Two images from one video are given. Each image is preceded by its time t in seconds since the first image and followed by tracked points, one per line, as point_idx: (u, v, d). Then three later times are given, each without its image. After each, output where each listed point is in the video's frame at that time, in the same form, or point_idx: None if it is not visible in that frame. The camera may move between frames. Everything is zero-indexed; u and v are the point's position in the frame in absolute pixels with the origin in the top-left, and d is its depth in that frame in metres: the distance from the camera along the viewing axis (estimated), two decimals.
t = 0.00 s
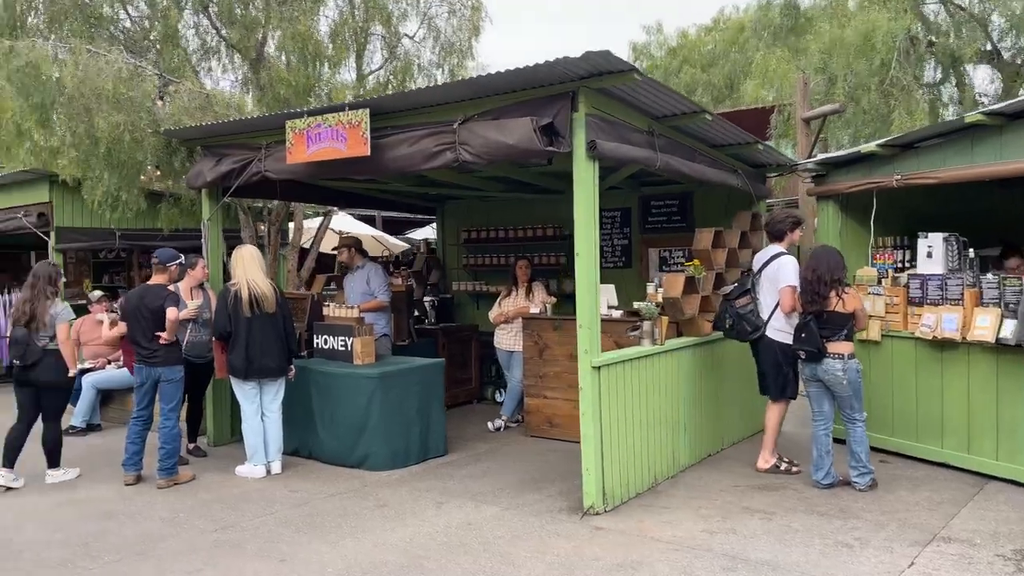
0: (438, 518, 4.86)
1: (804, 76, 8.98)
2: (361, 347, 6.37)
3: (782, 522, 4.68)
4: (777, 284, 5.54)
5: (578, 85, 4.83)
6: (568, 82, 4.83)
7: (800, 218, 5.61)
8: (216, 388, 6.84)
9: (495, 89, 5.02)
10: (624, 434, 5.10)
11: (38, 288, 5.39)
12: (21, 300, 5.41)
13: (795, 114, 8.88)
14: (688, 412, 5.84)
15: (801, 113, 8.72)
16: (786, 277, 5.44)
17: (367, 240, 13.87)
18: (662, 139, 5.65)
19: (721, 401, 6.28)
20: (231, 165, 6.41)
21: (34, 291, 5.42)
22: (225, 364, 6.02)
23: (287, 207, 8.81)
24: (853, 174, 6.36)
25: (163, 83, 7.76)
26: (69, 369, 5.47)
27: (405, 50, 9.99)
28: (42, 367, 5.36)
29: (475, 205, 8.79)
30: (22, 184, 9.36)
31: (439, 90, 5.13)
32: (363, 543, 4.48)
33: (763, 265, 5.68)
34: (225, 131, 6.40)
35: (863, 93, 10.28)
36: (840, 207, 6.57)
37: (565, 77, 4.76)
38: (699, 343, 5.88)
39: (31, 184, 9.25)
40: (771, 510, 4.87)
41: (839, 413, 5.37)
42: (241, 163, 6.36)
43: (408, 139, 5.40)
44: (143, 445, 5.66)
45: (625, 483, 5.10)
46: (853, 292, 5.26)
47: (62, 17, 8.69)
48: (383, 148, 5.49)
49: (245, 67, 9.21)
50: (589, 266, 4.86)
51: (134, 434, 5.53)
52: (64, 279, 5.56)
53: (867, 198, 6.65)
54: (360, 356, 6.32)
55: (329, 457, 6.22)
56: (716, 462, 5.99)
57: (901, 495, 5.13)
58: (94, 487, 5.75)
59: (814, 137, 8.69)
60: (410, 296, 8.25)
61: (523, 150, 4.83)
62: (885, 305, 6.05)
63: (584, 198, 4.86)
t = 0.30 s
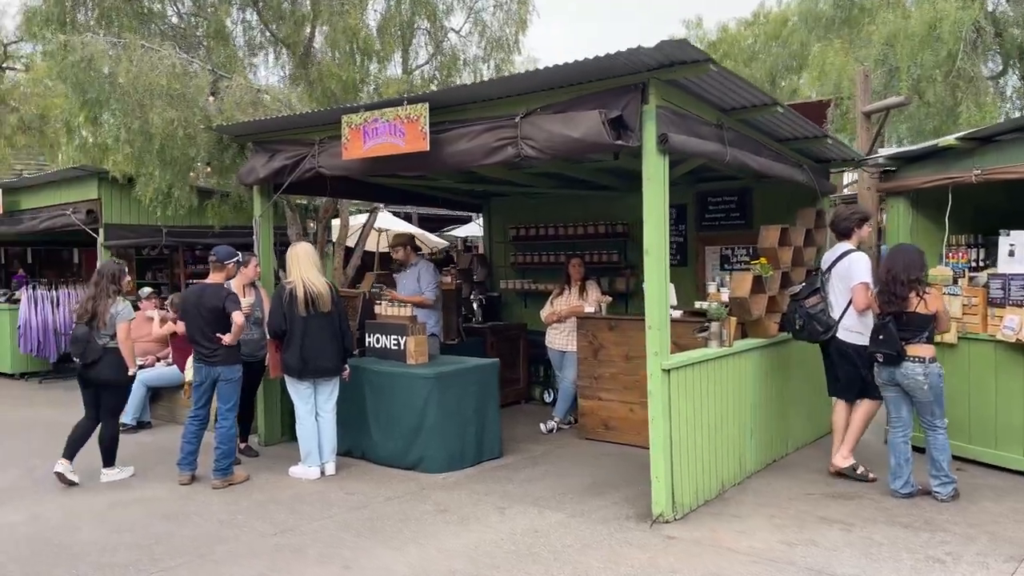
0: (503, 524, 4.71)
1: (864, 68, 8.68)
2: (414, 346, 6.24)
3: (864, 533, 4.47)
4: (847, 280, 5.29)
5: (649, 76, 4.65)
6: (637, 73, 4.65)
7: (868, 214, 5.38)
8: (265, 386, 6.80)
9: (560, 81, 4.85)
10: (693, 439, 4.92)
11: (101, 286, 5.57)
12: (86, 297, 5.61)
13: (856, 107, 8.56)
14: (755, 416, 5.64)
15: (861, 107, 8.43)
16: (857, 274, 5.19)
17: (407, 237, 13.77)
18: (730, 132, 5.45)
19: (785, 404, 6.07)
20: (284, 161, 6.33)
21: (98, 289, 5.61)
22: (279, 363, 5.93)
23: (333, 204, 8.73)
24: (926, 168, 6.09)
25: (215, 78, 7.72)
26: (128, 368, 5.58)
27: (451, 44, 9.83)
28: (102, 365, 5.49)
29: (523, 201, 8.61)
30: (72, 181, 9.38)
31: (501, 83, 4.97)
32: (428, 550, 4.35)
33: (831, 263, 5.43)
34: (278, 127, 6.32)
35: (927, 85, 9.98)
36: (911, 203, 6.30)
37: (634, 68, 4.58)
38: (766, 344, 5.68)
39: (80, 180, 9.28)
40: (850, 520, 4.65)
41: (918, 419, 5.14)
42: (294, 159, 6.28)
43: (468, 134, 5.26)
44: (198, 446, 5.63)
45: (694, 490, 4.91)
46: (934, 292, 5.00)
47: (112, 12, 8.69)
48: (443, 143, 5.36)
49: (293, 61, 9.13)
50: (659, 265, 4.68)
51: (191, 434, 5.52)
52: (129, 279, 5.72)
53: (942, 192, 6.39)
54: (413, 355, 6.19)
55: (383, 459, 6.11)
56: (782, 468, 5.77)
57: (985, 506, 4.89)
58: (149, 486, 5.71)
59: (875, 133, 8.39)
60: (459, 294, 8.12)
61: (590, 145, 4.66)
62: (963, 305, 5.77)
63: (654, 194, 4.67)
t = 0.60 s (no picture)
0: (570, 526, 4.56)
1: (928, 58, 8.40)
2: (469, 342, 6.11)
3: (953, 540, 4.25)
4: (926, 277, 5.07)
5: (726, 61, 4.46)
6: (713, 58, 4.47)
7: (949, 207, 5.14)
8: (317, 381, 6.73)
9: (631, 67, 4.69)
10: (767, 440, 4.72)
11: (163, 279, 5.64)
12: (148, 290, 5.69)
13: (919, 99, 8.29)
14: (826, 417, 5.43)
15: (925, 98, 8.15)
16: (939, 270, 4.96)
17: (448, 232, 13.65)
18: (803, 121, 5.25)
19: (855, 405, 5.85)
20: (338, 153, 6.24)
21: (160, 282, 5.67)
22: (334, 358, 5.85)
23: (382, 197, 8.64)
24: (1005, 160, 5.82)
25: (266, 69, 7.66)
26: (184, 363, 5.61)
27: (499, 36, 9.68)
28: (159, 358, 5.54)
29: (572, 195, 8.44)
30: (119, 174, 9.39)
31: (568, 69, 4.81)
32: (496, 552, 4.21)
33: (908, 260, 5.23)
34: (332, 118, 6.24)
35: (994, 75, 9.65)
36: (987, 196, 6.04)
37: (712, 52, 4.39)
38: (837, 342, 5.47)
39: (128, 173, 9.28)
40: (936, 527, 4.44)
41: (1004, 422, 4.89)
42: (349, 151, 6.19)
43: (531, 123, 5.11)
44: (254, 441, 5.62)
45: (768, 493, 4.72)
46: None
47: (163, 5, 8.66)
48: (505, 132, 5.22)
49: (343, 55, 9.07)
50: (735, 259, 4.49)
51: (249, 429, 5.55)
52: (190, 273, 5.78)
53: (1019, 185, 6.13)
54: (468, 351, 6.07)
55: (438, 457, 5.99)
56: (853, 471, 5.56)
57: None
58: (204, 481, 5.64)
59: (940, 124, 8.11)
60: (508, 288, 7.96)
61: (664, 133, 4.49)
62: None
63: (729, 183, 4.49)
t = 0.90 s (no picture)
0: (635, 538, 4.37)
1: (996, 50, 8.05)
2: (521, 343, 5.93)
3: None
4: (1010, 282, 4.85)
5: (806, 52, 4.22)
6: (793, 49, 4.23)
7: None
8: (364, 380, 6.62)
9: (703, 58, 4.47)
10: (843, 451, 4.49)
11: (214, 276, 5.57)
12: (199, 286, 5.62)
13: (986, 93, 7.95)
14: (899, 426, 5.18)
15: (992, 92, 7.82)
16: None
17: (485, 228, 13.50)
18: (881, 116, 4.99)
19: (926, 413, 5.59)
20: (390, 148, 6.11)
21: (211, 280, 5.59)
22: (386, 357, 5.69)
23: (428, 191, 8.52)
24: None
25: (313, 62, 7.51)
26: (234, 362, 5.55)
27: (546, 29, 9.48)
28: (208, 357, 5.48)
29: (621, 191, 8.23)
30: (162, 168, 9.34)
31: (635, 61, 4.61)
32: (561, 565, 4.03)
33: (989, 263, 5.00)
34: (384, 112, 6.10)
35: None
36: None
37: (792, 42, 4.15)
38: (911, 348, 5.22)
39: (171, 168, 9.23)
40: None
41: None
42: (400, 147, 6.05)
43: (594, 118, 4.92)
44: (304, 443, 5.54)
45: (843, 507, 4.49)
46: None
47: None
48: (566, 127, 5.04)
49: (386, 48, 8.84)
50: (814, 261, 4.26)
51: (300, 430, 5.48)
52: (241, 271, 5.70)
53: None
54: (520, 352, 5.90)
55: (490, 460, 5.82)
56: (926, 483, 5.30)
57: None
58: (253, 483, 5.53)
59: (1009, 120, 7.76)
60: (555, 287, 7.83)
61: (739, 128, 4.26)
62: None
63: (808, 182, 4.25)
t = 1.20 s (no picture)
0: (705, 547, 4.16)
1: None
2: (575, 342, 5.75)
3: None
4: None
5: (895, 36, 3.97)
6: (881, 32, 3.99)
7: None
8: (412, 378, 6.47)
9: (781, 43, 4.25)
10: (927, 460, 4.23)
11: (266, 270, 5.56)
12: (250, 280, 5.61)
13: None
14: (980, 433, 4.89)
15: None
16: None
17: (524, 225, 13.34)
18: (965, 106, 4.73)
19: (1006, 420, 5.29)
20: (442, 140, 5.94)
21: (262, 274, 5.61)
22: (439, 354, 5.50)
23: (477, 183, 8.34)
24: None
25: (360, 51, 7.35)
26: (286, 357, 5.54)
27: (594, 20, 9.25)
28: (260, 352, 5.47)
29: (673, 187, 8.00)
30: (206, 162, 9.28)
31: (707, 47, 4.39)
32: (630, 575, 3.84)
33: None
34: (436, 103, 5.94)
35: None
36: None
37: (881, 25, 3.91)
38: (994, 351, 4.94)
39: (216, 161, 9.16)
40: None
41: None
42: (453, 139, 5.89)
43: (661, 107, 4.71)
44: (354, 441, 5.41)
45: (927, 519, 4.23)
46: None
47: None
48: (631, 117, 4.84)
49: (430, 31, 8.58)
50: (901, 257, 4.01)
51: (350, 428, 5.36)
52: (292, 265, 5.69)
53: None
54: (575, 351, 5.73)
55: (544, 464, 5.62)
56: (1008, 494, 5.01)
57: None
58: (302, 481, 5.40)
59: None
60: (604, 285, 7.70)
61: (821, 116, 4.03)
62: None
63: (894, 173, 3.99)
